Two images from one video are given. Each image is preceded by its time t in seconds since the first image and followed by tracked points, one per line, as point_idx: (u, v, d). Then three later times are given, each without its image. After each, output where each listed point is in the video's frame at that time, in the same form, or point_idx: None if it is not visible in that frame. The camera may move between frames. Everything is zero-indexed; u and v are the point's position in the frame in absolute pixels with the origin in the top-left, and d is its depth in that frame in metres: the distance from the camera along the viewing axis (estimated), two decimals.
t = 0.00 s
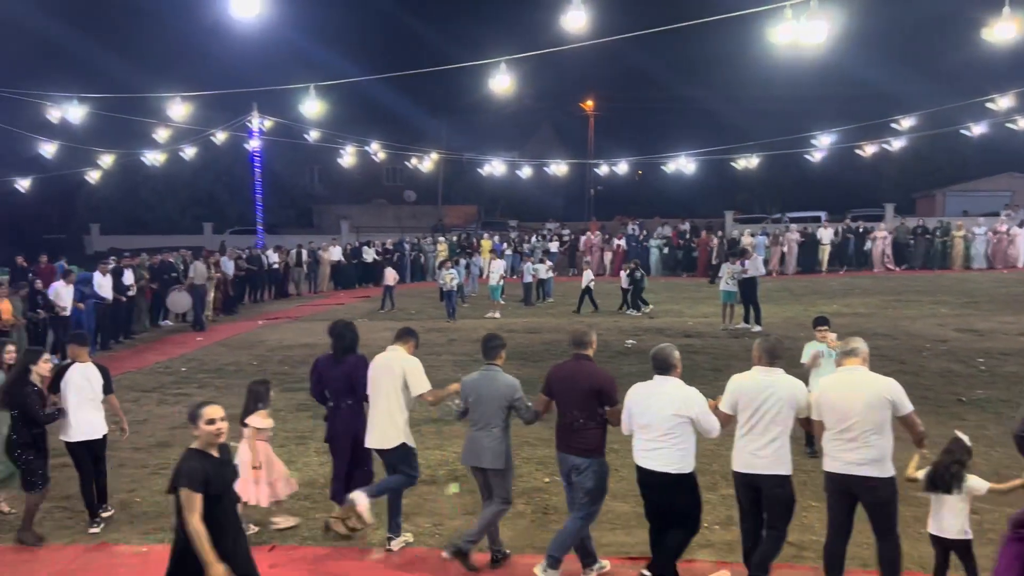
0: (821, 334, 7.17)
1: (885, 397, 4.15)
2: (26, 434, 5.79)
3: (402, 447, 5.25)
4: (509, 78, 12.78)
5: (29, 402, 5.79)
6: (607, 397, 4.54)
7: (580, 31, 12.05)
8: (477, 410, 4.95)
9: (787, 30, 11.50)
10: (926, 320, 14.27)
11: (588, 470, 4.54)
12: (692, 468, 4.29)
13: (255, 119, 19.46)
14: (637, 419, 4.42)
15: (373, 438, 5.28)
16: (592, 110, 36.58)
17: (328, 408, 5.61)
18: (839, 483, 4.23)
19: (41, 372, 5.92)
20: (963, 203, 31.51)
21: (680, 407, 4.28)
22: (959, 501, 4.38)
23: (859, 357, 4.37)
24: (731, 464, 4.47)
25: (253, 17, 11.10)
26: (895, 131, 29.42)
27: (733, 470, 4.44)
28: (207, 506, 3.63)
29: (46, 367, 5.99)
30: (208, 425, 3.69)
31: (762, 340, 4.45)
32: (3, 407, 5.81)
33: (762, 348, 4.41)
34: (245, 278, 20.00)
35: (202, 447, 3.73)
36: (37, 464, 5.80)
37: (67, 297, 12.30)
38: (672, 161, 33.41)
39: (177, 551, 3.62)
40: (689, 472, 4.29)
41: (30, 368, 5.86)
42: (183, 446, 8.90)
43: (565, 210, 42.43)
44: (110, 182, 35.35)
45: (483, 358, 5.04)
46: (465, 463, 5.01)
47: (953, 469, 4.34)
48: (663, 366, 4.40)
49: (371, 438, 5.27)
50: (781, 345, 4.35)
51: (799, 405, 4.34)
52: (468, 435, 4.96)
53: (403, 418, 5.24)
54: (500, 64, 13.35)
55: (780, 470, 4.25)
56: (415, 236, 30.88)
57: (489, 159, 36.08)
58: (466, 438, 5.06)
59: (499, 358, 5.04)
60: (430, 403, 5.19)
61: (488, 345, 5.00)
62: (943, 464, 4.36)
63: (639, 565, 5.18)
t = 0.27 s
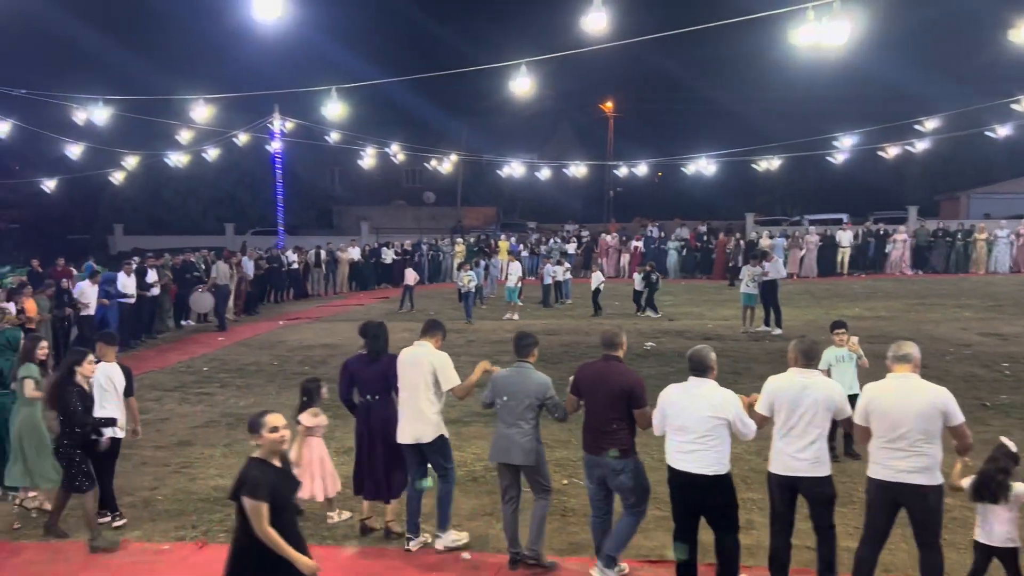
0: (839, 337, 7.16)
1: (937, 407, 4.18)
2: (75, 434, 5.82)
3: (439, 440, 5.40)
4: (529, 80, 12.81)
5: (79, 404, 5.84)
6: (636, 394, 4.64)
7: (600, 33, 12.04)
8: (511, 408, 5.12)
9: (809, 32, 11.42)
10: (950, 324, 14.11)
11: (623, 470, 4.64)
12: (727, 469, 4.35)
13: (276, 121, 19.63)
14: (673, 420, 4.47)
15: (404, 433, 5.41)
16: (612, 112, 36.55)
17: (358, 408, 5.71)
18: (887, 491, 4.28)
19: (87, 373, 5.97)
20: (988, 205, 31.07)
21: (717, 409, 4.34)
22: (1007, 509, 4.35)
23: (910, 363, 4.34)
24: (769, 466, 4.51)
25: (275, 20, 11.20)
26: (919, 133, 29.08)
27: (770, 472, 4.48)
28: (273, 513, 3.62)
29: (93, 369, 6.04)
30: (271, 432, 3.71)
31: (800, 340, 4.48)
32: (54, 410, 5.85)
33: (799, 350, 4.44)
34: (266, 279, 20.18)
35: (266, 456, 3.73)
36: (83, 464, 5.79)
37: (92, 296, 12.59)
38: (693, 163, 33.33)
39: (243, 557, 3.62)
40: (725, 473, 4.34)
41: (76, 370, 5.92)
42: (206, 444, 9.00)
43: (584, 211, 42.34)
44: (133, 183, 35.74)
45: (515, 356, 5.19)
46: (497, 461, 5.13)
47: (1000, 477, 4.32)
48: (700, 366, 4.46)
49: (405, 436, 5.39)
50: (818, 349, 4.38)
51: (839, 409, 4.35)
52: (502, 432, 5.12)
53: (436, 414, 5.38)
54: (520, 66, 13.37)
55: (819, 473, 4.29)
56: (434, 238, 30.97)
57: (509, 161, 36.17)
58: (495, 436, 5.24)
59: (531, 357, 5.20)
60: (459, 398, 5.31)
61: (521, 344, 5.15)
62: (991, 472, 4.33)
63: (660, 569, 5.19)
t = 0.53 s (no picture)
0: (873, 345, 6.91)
1: (996, 412, 4.22)
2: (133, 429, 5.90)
3: (481, 444, 5.50)
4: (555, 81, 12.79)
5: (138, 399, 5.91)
6: (678, 400, 4.62)
7: (627, 33, 11.99)
8: (553, 410, 5.12)
9: (840, 32, 11.27)
10: (981, 329, 13.90)
11: (664, 474, 4.65)
12: (780, 473, 4.39)
13: (301, 122, 19.79)
14: (723, 425, 4.48)
15: (447, 436, 5.50)
16: (637, 114, 36.49)
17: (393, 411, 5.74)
18: (940, 494, 4.35)
19: (148, 367, 6.03)
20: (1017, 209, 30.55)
21: (772, 413, 4.36)
22: None
23: (967, 367, 4.38)
24: (824, 470, 4.64)
25: (303, 21, 11.26)
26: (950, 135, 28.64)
27: (824, 476, 4.64)
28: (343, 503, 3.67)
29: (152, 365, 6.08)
30: (350, 421, 3.73)
31: (854, 345, 4.58)
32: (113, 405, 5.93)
33: (854, 356, 4.55)
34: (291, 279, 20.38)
35: (344, 445, 3.76)
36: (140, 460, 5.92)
37: (118, 296, 12.86)
38: (718, 165, 33.24)
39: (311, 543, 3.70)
40: (778, 477, 4.38)
41: (136, 364, 5.96)
42: (232, 442, 9.10)
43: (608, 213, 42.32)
44: (162, 184, 36.27)
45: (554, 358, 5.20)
46: (536, 464, 5.15)
47: None
48: (750, 370, 4.48)
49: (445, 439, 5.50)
50: (871, 352, 4.48)
51: (893, 411, 4.48)
52: (542, 435, 5.14)
53: (476, 417, 5.49)
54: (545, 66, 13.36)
55: (876, 478, 4.44)
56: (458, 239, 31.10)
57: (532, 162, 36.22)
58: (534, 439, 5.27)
59: (569, 358, 5.22)
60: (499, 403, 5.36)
61: (560, 346, 5.18)
62: None
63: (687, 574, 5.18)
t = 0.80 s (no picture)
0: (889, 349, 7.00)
1: None
2: (184, 430, 5.93)
3: (510, 447, 5.53)
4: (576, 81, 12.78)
5: (196, 398, 5.95)
6: (709, 406, 4.61)
7: (649, 33, 11.96)
8: (581, 413, 5.13)
9: (865, 31, 11.15)
10: (1009, 332, 13.69)
11: (695, 480, 4.64)
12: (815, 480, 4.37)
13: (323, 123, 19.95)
14: (757, 431, 4.47)
15: (477, 439, 5.55)
16: (658, 113, 36.44)
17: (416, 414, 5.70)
18: (971, 503, 4.29)
19: (196, 368, 6.09)
20: None
21: (810, 419, 4.35)
22: None
23: (1003, 373, 4.31)
24: (863, 476, 4.59)
25: (325, 22, 11.33)
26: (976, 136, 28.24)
27: (861, 481, 4.60)
28: (398, 519, 3.54)
29: (201, 364, 6.13)
30: (417, 435, 3.57)
31: (892, 349, 4.54)
32: (163, 407, 5.94)
33: (892, 359, 4.51)
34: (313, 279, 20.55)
35: (412, 458, 3.63)
36: (188, 459, 5.95)
37: (141, 296, 12.97)
38: (739, 166, 33.18)
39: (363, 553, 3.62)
40: (813, 483, 4.36)
41: (184, 365, 6.01)
42: (254, 441, 9.18)
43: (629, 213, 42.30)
44: (186, 184, 36.84)
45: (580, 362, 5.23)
46: (565, 467, 5.17)
47: None
48: (787, 377, 4.46)
49: (475, 441, 5.56)
50: (912, 357, 4.43)
51: (932, 415, 4.45)
52: (569, 439, 5.14)
53: (504, 420, 5.51)
54: (566, 67, 13.36)
55: (916, 484, 4.40)
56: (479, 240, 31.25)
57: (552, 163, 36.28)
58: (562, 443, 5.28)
59: (596, 362, 5.24)
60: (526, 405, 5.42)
61: (586, 349, 5.19)
62: None
63: None
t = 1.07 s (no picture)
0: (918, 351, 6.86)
1: None
2: (235, 426, 5.96)
3: (529, 448, 5.54)
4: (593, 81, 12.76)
5: (247, 395, 6.00)
6: (730, 406, 4.61)
7: (666, 34, 11.92)
8: (598, 415, 5.12)
9: (884, 30, 11.05)
10: None
11: (716, 481, 4.63)
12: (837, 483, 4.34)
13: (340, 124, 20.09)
14: (780, 432, 4.44)
15: (497, 439, 5.57)
16: (676, 113, 36.37)
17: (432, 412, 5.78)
18: (996, 510, 4.25)
19: (239, 367, 6.13)
20: None
21: (833, 422, 4.32)
22: None
23: None
24: (886, 479, 4.57)
25: (343, 23, 11.39)
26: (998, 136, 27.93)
27: (884, 484, 4.57)
28: (462, 523, 3.53)
29: (243, 363, 6.23)
30: (471, 437, 3.65)
31: (917, 349, 4.50)
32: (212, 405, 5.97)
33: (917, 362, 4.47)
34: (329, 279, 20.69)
35: (465, 461, 3.68)
36: (237, 458, 5.98)
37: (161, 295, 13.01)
38: (758, 167, 33.06)
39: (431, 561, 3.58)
40: (836, 486, 4.33)
41: (229, 363, 6.07)
42: (270, 439, 9.26)
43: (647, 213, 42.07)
44: (206, 184, 37.18)
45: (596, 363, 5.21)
46: (583, 468, 5.17)
47: None
48: (813, 379, 4.42)
49: (495, 441, 5.57)
50: (937, 359, 4.37)
51: (956, 418, 4.41)
52: (586, 440, 5.15)
53: (522, 421, 5.51)
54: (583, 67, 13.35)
55: (938, 489, 4.37)
56: (495, 241, 31.28)
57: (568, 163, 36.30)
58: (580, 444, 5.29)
59: (613, 364, 5.21)
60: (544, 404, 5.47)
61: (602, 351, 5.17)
62: None
63: None
